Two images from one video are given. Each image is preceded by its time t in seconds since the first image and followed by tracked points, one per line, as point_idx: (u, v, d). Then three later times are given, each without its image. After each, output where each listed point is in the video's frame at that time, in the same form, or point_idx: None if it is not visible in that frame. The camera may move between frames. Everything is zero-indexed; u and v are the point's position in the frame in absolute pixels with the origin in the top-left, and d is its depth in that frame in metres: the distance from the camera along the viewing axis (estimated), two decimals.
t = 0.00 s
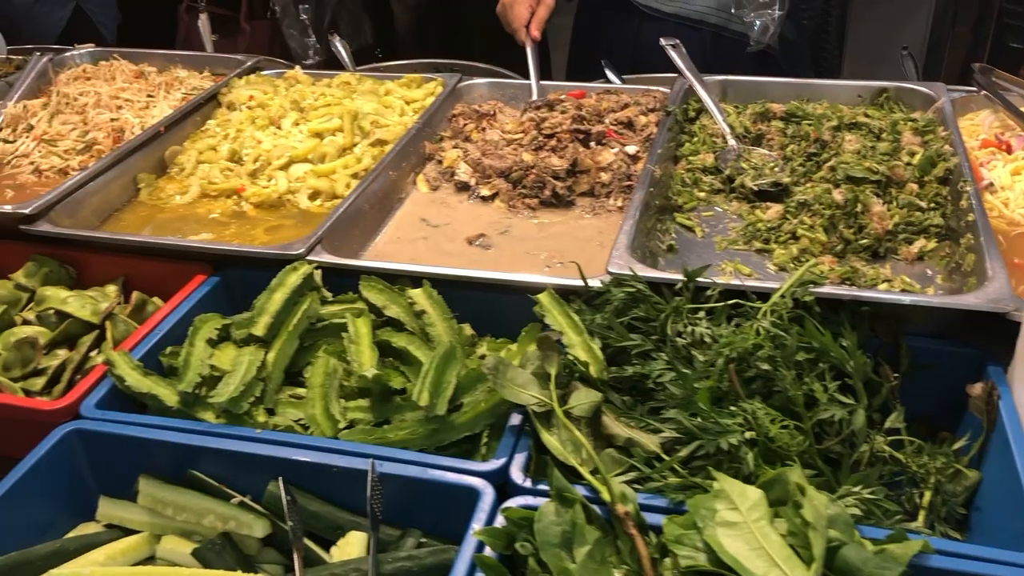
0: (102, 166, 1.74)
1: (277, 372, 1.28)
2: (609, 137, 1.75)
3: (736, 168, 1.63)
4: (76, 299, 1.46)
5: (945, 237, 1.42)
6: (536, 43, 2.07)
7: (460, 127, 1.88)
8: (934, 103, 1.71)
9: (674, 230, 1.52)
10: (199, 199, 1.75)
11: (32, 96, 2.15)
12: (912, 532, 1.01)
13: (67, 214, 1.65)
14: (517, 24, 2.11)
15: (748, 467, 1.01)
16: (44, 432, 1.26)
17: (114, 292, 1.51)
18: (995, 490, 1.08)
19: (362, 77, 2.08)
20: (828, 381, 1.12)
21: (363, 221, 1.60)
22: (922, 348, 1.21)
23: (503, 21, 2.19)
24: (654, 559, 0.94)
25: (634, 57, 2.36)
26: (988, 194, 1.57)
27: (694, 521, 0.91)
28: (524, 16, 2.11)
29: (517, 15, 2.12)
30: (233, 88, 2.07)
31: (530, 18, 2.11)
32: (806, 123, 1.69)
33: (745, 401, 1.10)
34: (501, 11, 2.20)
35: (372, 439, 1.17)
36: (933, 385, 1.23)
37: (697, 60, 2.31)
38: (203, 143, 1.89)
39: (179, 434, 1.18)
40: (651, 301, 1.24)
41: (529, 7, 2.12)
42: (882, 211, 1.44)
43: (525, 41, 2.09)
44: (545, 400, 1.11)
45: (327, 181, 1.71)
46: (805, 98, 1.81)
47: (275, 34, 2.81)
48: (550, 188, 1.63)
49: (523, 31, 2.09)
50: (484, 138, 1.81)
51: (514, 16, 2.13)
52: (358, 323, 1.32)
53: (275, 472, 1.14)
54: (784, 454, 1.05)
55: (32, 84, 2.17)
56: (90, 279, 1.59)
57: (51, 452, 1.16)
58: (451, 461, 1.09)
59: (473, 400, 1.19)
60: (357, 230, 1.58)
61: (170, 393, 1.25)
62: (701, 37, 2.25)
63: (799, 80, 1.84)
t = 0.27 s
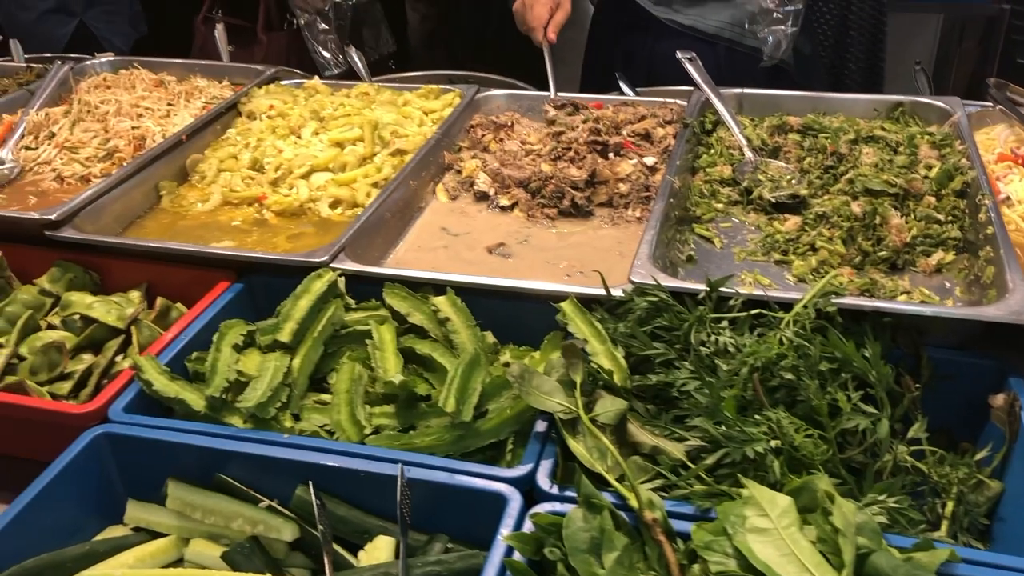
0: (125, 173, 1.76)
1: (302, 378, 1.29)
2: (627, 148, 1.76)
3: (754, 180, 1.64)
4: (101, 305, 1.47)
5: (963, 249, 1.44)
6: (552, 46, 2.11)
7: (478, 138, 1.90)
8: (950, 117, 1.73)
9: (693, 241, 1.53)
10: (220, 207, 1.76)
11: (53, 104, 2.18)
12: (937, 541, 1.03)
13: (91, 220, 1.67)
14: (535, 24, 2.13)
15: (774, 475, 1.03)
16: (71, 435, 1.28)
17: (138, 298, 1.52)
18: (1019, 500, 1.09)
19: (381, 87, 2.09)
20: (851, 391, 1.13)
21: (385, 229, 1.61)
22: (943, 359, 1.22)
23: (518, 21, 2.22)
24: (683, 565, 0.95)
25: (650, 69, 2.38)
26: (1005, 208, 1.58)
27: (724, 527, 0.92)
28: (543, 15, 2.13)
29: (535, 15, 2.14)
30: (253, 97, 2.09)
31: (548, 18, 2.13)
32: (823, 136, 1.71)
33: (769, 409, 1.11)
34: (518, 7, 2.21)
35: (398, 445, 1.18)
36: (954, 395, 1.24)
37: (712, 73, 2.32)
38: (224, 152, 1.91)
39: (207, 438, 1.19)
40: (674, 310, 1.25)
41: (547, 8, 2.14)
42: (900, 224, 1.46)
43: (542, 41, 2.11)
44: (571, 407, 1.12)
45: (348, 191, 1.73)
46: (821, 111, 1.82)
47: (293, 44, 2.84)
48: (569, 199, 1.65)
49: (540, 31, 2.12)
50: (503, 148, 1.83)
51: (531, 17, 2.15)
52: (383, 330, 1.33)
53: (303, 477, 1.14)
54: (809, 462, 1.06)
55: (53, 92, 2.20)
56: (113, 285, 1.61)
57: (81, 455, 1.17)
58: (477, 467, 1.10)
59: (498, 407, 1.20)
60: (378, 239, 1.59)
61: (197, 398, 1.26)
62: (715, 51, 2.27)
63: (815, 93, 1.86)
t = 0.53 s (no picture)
0: (151, 183, 1.78)
1: (329, 387, 1.31)
2: (649, 163, 1.78)
3: (774, 197, 1.66)
4: (130, 313, 1.49)
5: (985, 266, 1.45)
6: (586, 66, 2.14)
7: (499, 152, 1.92)
8: (969, 136, 1.74)
9: (714, 255, 1.55)
10: (245, 218, 1.78)
11: (78, 115, 2.21)
12: (965, 556, 1.03)
13: (118, 229, 1.69)
14: (572, 44, 2.15)
15: (803, 488, 1.03)
16: (101, 441, 1.29)
17: (165, 306, 1.54)
18: None
19: (402, 102, 2.12)
20: (877, 405, 1.13)
21: (408, 240, 1.63)
22: (967, 375, 1.23)
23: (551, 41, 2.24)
24: None
25: (666, 85, 2.41)
26: None
27: (756, 538, 0.93)
28: (578, 35, 2.16)
29: (570, 36, 2.17)
30: (276, 110, 2.11)
31: (583, 39, 2.16)
32: (843, 153, 1.73)
33: (796, 423, 1.12)
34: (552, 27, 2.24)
35: (426, 454, 1.19)
36: (979, 411, 1.25)
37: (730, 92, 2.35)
38: (248, 163, 1.93)
39: (237, 445, 1.20)
40: (700, 323, 1.26)
41: (582, 27, 2.17)
42: (921, 241, 1.47)
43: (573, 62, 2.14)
44: (599, 418, 1.13)
45: (371, 203, 1.75)
46: (841, 129, 1.84)
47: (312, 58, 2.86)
48: (591, 213, 1.66)
49: (575, 51, 2.15)
50: (524, 162, 1.84)
51: (569, 36, 2.17)
52: (409, 340, 1.35)
53: (332, 485, 1.16)
54: (836, 476, 1.06)
55: (78, 103, 2.23)
56: (139, 294, 1.62)
57: (112, 461, 1.18)
58: (506, 476, 1.11)
59: (526, 417, 1.21)
60: (403, 250, 1.61)
61: (227, 405, 1.27)
62: (732, 69, 2.29)
63: (834, 111, 1.88)
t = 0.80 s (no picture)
0: (183, 196, 1.80)
1: (364, 398, 1.32)
2: (677, 180, 1.79)
3: (803, 214, 1.67)
4: (164, 322, 1.51)
5: (1015, 285, 1.45)
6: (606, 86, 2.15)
7: (526, 167, 1.93)
8: (997, 155, 1.75)
9: (744, 272, 1.56)
10: (276, 230, 1.80)
11: (110, 127, 2.25)
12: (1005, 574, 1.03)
13: (152, 239, 1.72)
14: (584, 73, 2.16)
15: (841, 503, 1.04)
16: (138, 449, 1.30)
17: (198, 316, 1.55)
18: None
19: (429, 117, 2.14)
20: (911, 421, 1.13)
21: (439, 253, 1.65)
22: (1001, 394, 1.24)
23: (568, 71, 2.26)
24: None
25: (688, 103, 2.42)
26: None
27: (797, 551, 0.93)
28: (589, 63, 2.17)
29: (583, 64, 2.18)
30: (305, 124, 2.14)
31: (594, 66, 2.17)
32: (870, 171, 1.74)
33: (832, 438, 1.12)
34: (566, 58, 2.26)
35: (462, 464, 1.20)
36: (1013, 430, 1.25)
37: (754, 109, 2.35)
38: (279, 176, 1.96)
39: (274, 454, 1.21)
40: (734, 338, 1.27)
41: (590, 54, 2.18)
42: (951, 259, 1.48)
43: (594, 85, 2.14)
44: (636, 432, 1.14)
45: (402, 217, 1.77)
46: (867, 147, 1.85)
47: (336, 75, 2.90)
48: (619, 228, 1.67)
49: (591, 77, 2.15)
50: (552, 178, 1.85)
51: (580, 65, 2.18)
52: (442, 351, 1.36)
53: (369, 494, 1.17)
54: (872, 491, 1.06)
55: (110, 115, 2.26)
56: (172, 303, 1.64)
57: (151, 468, 1.20)
58: (543, 488, 1.12)
59: (560, 429, 1.22)
60: (433, 263, 1.62)
61: (263, 414, 1.29)
62: (754, 87, 2.31)
63: (860, 130, 1.89)
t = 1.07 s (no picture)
0: (220, 211, 1.83)
1: (402, 411, 1.33)
2: (710, 198, 1.80)
3: (835, 233, 1.68)
4: (204, 333, 1.53)
5: None
6: (625, 93, 2.14)
7: (557, 184, 1.95)
8: None
9: (778, 290, 1.57)
10: (311, 244, 1.82)
11: (146, 141, 2.28)
12: None
13: (191, 251, 1.74)
14: (603, 83, 2.16)
15: (884, 521, 1.04)
16: (179, 458, 1.32)
17: (237, 328, 1.57)
18: None
19: (460, 134, 2.17)
20: (953, 441, 1.13)
21: (473, 268, 1.66)
22: None
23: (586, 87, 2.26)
24: None
25: (716, 122, 2.45)
26: None
27: (842, 567, 0.94)
28: (607, 75, 2.18)
29: (601, 75, 2.19)
30: (338, 140, 2.18)
31: (612, 77, 2.18)
32: (903, 192, 1.75)
33: (873, 456, 1.13)
34: (583, 75, 2.27)
35: (502, 478, 1.21)
36: None
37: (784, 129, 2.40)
38: (314, 191, 1.99)
39: (315, 465, 1.23)
40: (773, 356, 1.28)
41: (608, 66, 2.20)
42: (986, 279, 1.47)
43: (613, 94, 2.15)
44: (676, 447, 1.15)
45: (435, 232, 1.79)
46: (898, 167, 1.86)
47: (365, 91, 2.95)
48: (652, 245, 1.68)
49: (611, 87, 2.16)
50: (584, 195, 1.87)
51: (598, 77, 2.19)
52: (479, 366, 1.37)
53: (410, 507, 1.18)
54: (914, 511, 1.06)
55: (145, 129, 2.30)
56: (210, 315, 1.66)
57: (195, 478, 1.21)
58: (584, 503, 1.12)
59: (600, 444, 1.22)
60: (468, 277, 1.64)
61: (304, 425, 1.30)
62: (784, 106, 2.33)
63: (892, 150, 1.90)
